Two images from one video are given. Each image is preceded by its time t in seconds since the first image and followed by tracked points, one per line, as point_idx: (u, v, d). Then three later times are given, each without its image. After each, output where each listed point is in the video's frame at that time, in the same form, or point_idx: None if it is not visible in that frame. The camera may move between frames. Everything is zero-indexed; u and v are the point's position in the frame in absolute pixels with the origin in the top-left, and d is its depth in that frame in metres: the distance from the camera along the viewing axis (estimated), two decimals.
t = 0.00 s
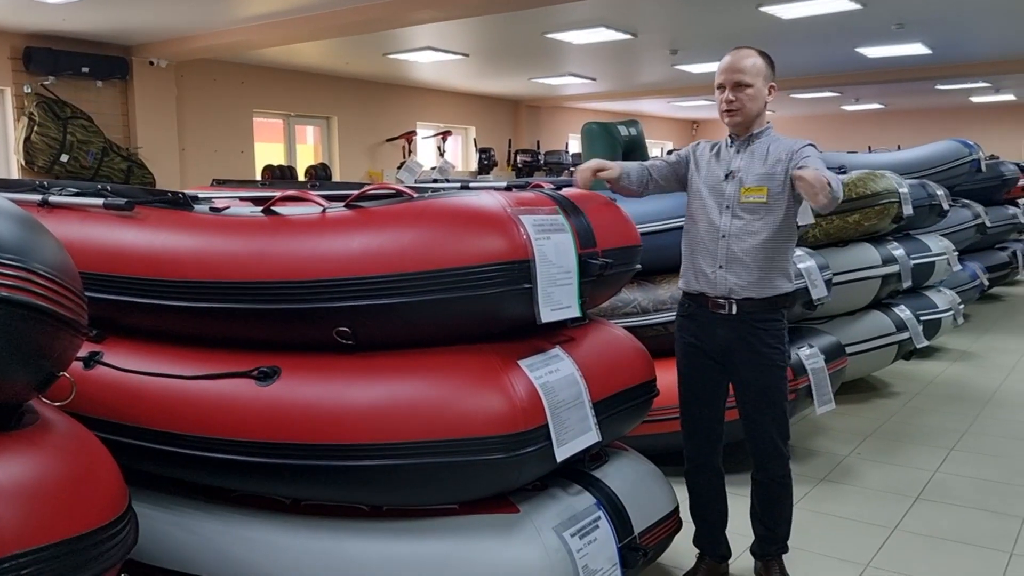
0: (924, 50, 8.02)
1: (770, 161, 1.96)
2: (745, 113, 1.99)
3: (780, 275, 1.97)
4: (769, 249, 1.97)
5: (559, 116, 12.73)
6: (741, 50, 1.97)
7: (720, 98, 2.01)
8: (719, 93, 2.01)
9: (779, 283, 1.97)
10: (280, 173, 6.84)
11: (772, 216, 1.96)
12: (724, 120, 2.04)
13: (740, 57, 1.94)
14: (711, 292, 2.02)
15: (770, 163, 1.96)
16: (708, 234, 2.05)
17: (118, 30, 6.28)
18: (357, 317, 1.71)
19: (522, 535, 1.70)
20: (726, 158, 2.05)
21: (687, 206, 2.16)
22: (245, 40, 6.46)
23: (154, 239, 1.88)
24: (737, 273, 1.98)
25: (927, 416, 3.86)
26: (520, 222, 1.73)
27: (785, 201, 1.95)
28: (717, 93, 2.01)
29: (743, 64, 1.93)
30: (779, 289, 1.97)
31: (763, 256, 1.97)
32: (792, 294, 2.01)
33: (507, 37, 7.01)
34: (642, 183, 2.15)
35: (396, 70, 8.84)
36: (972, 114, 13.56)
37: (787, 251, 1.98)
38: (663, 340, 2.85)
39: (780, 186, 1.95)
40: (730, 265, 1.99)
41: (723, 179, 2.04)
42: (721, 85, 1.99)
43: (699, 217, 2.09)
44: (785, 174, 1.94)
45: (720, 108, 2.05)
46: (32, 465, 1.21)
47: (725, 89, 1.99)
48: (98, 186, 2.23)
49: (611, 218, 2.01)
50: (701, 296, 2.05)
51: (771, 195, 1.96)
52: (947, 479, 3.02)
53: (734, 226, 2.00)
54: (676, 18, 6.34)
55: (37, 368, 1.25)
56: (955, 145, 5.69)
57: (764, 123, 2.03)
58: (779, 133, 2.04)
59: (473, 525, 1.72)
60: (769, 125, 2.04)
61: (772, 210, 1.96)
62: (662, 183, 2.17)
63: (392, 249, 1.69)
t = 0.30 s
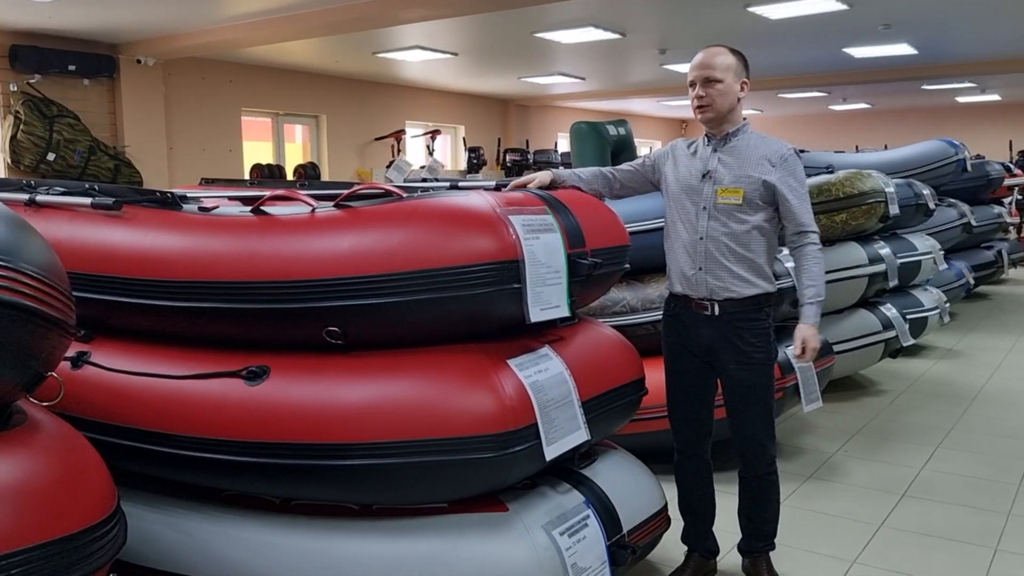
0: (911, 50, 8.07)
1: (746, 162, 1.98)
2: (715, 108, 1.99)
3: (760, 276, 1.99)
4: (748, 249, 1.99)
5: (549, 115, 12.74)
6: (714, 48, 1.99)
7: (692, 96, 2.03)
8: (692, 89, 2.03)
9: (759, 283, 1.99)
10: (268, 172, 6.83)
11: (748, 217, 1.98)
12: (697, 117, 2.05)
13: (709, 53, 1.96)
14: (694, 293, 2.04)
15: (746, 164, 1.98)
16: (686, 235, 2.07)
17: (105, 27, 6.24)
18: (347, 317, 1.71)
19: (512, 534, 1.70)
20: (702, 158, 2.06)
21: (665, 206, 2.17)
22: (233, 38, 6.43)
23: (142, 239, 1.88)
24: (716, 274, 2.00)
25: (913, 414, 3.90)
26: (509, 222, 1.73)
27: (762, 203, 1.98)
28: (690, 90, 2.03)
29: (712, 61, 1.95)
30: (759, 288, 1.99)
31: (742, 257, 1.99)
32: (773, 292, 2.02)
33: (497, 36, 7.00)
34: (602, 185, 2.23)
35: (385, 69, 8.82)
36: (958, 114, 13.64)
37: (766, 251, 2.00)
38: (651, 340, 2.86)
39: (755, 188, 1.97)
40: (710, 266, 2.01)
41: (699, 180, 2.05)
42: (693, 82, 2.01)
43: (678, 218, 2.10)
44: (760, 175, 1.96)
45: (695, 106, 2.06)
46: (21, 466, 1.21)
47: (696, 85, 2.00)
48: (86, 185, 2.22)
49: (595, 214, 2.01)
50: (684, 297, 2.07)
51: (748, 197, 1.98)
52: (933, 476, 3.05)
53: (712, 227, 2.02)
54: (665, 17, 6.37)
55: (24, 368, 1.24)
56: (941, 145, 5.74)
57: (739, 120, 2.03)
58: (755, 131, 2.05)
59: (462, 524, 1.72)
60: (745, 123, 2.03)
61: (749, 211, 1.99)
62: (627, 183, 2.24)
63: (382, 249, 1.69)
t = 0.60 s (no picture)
0: (899, 53, 8.13)
1: (733, 166, 1.99)
2: (702, 112, 2.00)
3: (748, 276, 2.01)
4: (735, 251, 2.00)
5: (539, 115, 12.75)
6: (699, 52, 2.00)
7: (678, 99, 2.03)
8: (677, 93, 2.03)
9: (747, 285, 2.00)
10: (259, 172, 6.80)
11: (735, 220, 2.00)
12: (684, 121, 2.05)
13: (695, 57, 1.97)
14: (683, 294, 2.05)
15: (733, 168, 1.99)
16: (675, 236, 2.07)
17: (93, 27, 6.21)
18: (338, 318, 1.71)
19: (503, 534, 1.71)
20: (689, 160, 2.07)
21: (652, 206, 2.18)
22: (223, 39, 6.41)
23: (132, 240, 1.87)
24: (705, 275, 2.01)
25: (901, 414, 3.92)
26: (499, 223, 1.73)
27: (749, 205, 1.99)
28: (676, 94, 2.03)
29: (698, 64, 1.96)
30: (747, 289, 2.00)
31: (731, 259, 2.00)
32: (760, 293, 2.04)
33: (487, 36, 7.01)
34: (586, 179, 2.25)
35: (375, 70, 8.81)
36: (947, 115, 13.72)
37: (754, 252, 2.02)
38: (641, 340, 2.87)
39: (742, 191, 1.98)
40: (698, 268, 2.02)
41: (687, 181, 2.06)
42: (679, 86, 2.02)
43: (666, 218, 2.11)
44: (747, 178, 1.98)
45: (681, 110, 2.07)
46: (9, 467, 1.20)
47: (682, 89, 2.01)
48: (75, 186, 2.21)
49: (588, 215, 2.03)
50: (673, 297, 2.08)
51: (736, 200, 1.99)
52: (921, 476, 3.07)
53: (700, 229, 2.03)
54: (655, 19, 6.39)
55: (10, 369, 1.23)
56: (929, 146, 5.78)
57: (724, 122, 2.05)
58: (741, 133, 2.06)
59: (454, 524, 1.73)
60: (730, 125, 2.05)
61: (736, 214, 1.99)
62: (608, 180, 2.26)
63: (373, 250, 1.69)
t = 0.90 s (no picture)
0: (889, 53, 8.17)
1: (718, 165, 2.01)
2: (695, 115, 2.01)
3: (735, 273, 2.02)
4: (721, 248, 2.01)
5: (532, 116, 12.76)
6: (688, 54, 2.00)
7: (669, 101, 2.03)
8: (668, 95, 2.03)
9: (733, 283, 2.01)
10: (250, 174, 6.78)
11: (721, 219, 2.00)
12: (673, 121, 2.06)
13: (687, 60, 1.96)
14: (670, 293, 2.05)
15: (718, 167, 2.00)
16: (662, 235, 2.08)
17: (83, 29, 6.19)
18: (332, 319, 1.71)
19: (497, 535, 1.71)
20: (675, 161, 2.08)
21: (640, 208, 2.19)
22: (214, 40, 6.40)
23: (125, 242, 1.86)
24: (692, 273, 2.02)
25: (893, 412, 3.94)
26: (493, 223, 1.74)
27: (734, 202, 2.00)
28: (667, 96, 2.03)
29: (692, 67, 1.96)
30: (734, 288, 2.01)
31: (716, 257, 2.01)
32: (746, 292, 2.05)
33: (479, 38, 7.01)
34: (581, 193, 2.23)
35: (367, 71, 8.80)
36: (938, 115, 13.78)
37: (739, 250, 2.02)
38: (634, 340, 2.88)
39: (727, 188, 1.99)
40: (685, 267, 2.03)
41: (673, 181, 2.07)
42: (670, 88, 2.02)
43: (652, 219, 2.11)
44: (732, 176, 1.98)
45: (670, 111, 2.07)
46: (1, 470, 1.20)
47: (675, 91, 2.00)
48: (67, 188, 2.20)
49: (581, 216, 2.03)
50: (661, 297, 2.08)
51: (721, 197, 2.00)
52: (913, 474, 3.09)
53: (686, 228, 2.04)
54: (646, 19, 6.41)
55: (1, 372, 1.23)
56: (920, 146, 5.82)
57: (710, 123, 2.07)
58: (726, 134, 2.07)
59: (448, 524, 1.73)
60: (717, 125, 2.07)
61: (722, 212, 2.00)
62: (601, 191, 2.24)
63: (367, 251, 1.70)
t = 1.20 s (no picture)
0: (880, 53, 8.22)
1: (704, 164, 2.02)
2: (687, 114, 2.03)
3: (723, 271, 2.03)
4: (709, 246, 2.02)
5: (525, 116, 12.78)
6: (681, 55, 2.03)
7: (662, 101, 2.04)
8: (660, 95, 2.05)
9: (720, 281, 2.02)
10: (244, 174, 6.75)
11: (708, 217, 2.02)
12: (665, 121, 2.07)
13: (681, 62, 1.99)
14: (660, 292, 2.06)
15: (704, 166, 2.02)
16: (650, 235, 2.09)
17: (75, 30, 6.17)
18: (326, 319, 1.72)
19: (492, 533, 1.72)
20: (663, 162, 2.10)
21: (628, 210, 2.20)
22: (206, 41, 6.39)
23: (120, 242, 1.87)
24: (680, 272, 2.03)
25: (884, 410, 3.97)
26: (486, 223, 1.75)
27: (721, 201, 2.01)
28: (659, 96, 2.05)
29: (685, 68, 1.99)
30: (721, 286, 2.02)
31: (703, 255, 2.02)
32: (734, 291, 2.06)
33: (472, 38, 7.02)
34: (572, 194, 2.24)
35: (360, 71, 8.80)
36: (927, 114, 13.88)
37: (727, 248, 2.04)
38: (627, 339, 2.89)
39: (714, 187, 2.01)
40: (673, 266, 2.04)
41: (660, 181, 2.08)
42: (663, 88, 2.03)
43: (641, 219, 2.13)
44: (718, 175, 2.00)
45: (659, 112, 2.09)
46: None
47: (668, 91, 2.02)
48: (61, 188, 2.19)
49: (574, 216, 2.04)
50: (650, 297, 2.09)
51: (708, 196, 2.02)
52: (904, 471, 3.11)
53: (673, 227, 2.05)
54: (638, 20, 6.44)
55: None
56: (910, 145, 5.86)
57: (699, 125, 2.10)
58: (713, 134, 2.09)
59: (443, 523, 1.74)
60: (704, 127, 2.11)
61: (709, 211, 2.02)
62: (591, 193, 2.25)
63: (361, 251, 1.71)
